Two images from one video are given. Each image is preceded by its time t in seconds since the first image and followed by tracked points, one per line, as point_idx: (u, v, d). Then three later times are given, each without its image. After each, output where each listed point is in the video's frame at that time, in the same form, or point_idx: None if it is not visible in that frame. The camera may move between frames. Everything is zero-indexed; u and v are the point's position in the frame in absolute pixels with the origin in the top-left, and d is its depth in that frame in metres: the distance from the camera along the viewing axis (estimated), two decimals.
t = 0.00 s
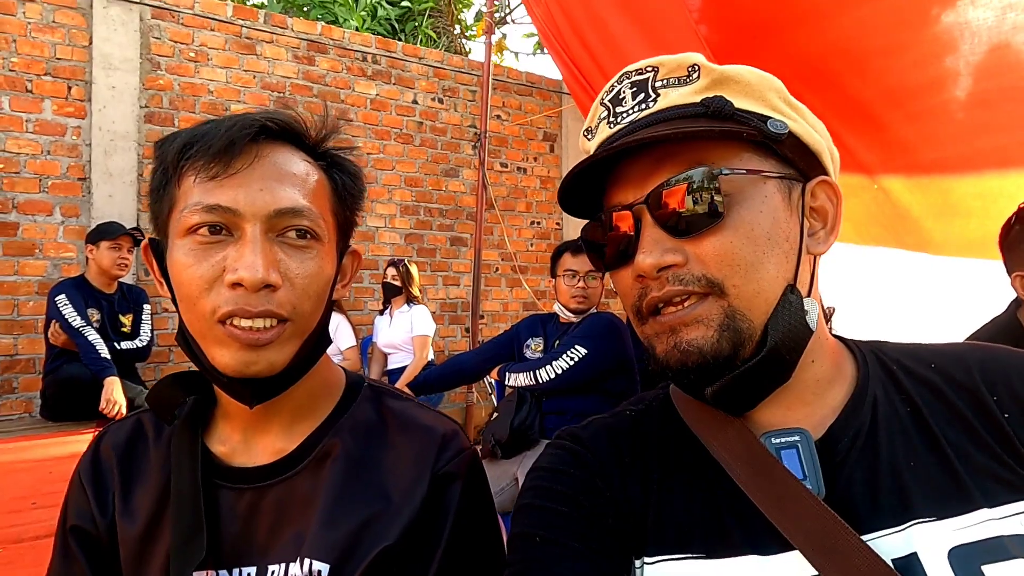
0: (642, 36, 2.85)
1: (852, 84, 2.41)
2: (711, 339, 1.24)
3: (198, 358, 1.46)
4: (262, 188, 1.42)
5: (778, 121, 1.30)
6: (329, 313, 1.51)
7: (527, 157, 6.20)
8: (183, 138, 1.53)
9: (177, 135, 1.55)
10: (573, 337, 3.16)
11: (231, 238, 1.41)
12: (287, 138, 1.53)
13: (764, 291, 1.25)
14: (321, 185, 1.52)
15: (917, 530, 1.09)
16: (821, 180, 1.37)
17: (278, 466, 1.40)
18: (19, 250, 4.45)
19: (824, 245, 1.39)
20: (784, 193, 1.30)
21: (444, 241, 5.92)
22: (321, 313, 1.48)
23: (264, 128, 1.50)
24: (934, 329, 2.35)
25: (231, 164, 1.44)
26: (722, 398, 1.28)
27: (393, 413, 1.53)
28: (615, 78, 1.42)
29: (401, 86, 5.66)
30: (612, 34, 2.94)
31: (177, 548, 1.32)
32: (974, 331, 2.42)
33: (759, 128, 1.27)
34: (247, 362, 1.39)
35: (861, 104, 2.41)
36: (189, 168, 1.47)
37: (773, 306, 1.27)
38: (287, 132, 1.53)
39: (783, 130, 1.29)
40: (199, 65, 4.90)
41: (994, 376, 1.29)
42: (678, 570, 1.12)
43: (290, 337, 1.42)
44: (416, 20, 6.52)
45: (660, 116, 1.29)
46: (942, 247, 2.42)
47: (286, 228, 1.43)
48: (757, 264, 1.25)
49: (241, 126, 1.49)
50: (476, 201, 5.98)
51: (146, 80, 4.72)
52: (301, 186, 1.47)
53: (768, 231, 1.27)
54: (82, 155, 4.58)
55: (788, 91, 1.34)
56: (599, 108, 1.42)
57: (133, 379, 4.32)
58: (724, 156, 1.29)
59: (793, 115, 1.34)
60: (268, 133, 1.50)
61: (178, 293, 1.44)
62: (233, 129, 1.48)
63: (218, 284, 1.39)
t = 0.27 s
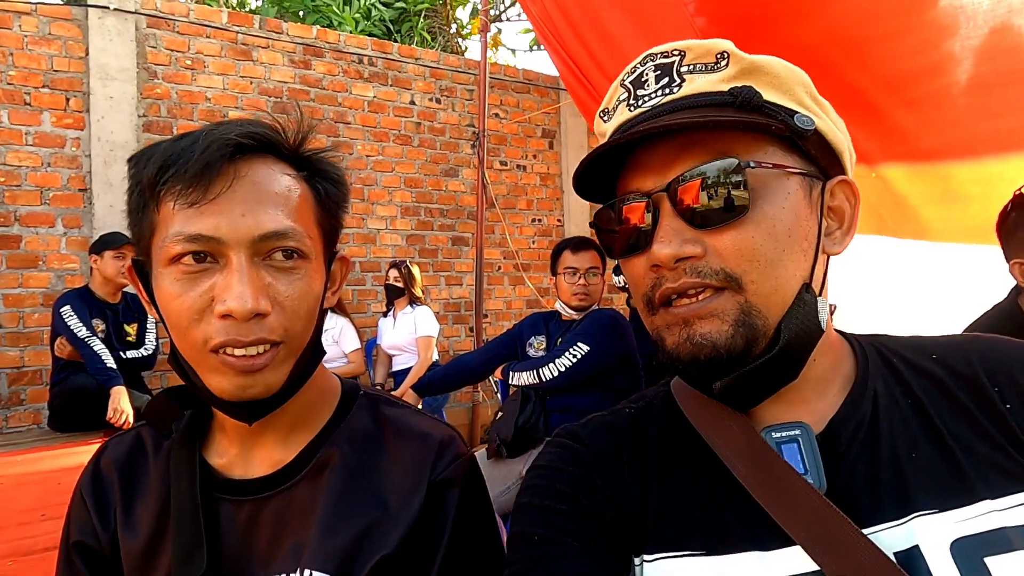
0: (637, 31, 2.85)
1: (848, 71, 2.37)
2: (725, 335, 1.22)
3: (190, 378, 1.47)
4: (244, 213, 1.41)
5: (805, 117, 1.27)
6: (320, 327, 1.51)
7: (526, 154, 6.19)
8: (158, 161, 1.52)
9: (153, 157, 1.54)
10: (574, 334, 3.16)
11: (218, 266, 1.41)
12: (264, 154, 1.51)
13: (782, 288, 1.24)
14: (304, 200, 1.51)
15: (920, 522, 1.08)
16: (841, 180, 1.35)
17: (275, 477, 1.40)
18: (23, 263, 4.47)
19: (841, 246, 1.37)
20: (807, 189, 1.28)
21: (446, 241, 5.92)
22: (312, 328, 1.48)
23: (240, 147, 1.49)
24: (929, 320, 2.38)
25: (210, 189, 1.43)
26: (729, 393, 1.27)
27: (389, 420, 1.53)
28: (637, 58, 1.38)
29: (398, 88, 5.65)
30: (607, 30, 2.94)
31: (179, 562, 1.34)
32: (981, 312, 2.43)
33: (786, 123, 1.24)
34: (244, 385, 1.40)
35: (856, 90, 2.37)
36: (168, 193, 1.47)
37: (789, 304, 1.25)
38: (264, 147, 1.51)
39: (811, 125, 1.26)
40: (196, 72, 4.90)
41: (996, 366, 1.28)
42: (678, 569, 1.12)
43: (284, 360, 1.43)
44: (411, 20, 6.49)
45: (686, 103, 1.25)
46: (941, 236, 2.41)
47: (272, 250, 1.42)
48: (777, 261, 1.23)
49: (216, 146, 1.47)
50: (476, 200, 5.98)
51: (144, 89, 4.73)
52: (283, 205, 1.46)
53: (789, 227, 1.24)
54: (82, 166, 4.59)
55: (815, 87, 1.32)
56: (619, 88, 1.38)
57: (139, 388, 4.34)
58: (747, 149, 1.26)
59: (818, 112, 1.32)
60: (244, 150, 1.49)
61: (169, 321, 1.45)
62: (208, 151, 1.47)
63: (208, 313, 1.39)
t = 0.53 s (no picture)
0: (637, 35, 2.86)
1: (846, 72, 2.38)
2: (737, 334, 1.21)
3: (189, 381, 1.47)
4: (242, 210, 1.42)
5: (819, 120, 1.27)
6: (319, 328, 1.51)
7: (525, 157, 6.20)
8: (159, 163, 1.53)
9: (154, 159, 1.55)
10: (575, 337, 3.16)
11: (216, 262, 1.41)
12: (264, 155, 1.52)
13: (794, 290, 1.24)
14: (303, 201, 1.52)
15: (921, 518, 1.08)
16: (851, 184, 1.35)
17: (275, 481, 1.40)
18: (22, 268, 4.47)
19: (850, 250, 1.37)
20: (819, 193, 1.28)
21: (445, 244, 5.92)
22: (311, 329, 1.48)
23: (240, 147, 1.49)
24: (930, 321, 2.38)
25: (209, 188, 1.44)
26: (738, 394, 1.28)
27: (390, 424, 1.54)
28: (650, 56, 1.37)
29: (397, 92, 5.66)
30: (607, 34, 2.95)
31: (179, 566, 1.34)
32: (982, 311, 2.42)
33: (802, 126, 1.24)
34: (240, 383, 1.40)
35: (855, 91, 2.38)
36: (168, 193, 1.47)
37: (800, 307, 1.26)
38: (264, 148, 1.52)
39: (825, 129, 1.26)
40: (195, 77, 4.91)
41: (998, 362, 1.28)
42: (677, 569, 1.12)
43: (281, 357, 1.43)
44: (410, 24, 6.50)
45: (702, 102, 1.25)
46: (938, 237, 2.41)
47: (270, 247, 1.43)
48: (791, 264, 1.23)
49: (216, 146, 1.48)
50: (475, 203, 5.98)
51: (143, 94, 4.74)
52: (283, 204, 1.46)
53: (802, 229, 1.24)
54: (81, 171, 4.59)
55: (828, 91, 1.32)
56: (630, 86, 1.38)
57: (139, 393, 4.33)
58: (762, 151, 1.26)
59: (830, 116, 1.32)
60: (244, 151, 1.50)
61: (167, 319, 1.45)
62: (208, 151, 1.48)
63: (205, 309, 1.39)
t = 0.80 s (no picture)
0: (637, 33, 2.85)
1: (845, 72, 2.39)
2: (743, 335, 1.22)
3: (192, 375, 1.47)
4: (247, 204, 1.42)
5: (829, 123, 1.27)
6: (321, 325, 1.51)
7: (524, 155, 6.19)
8: (168, 158, 1.53)
9: (163, 154, 1.55)
10: (573, 336, 3.16)
11: (219, 255, 1.41)
12: (272, 152, 1.52)
13: (801, 294, 1.24)
14: (309, 198, 1.51)
15: (924, 521, 1.08)
16: (858, 188, 1.36)
17: (277, 480, 1.40)
18: (18, 263, 4.45)
19: (856, 254, 1.37)
20: (827, 195, 1.28)
21: (443, 241, 5.91)
22: (313, 327, 1.48)
23: (247, 143, 1.49)
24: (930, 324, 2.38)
25: (215, 182, 1.44)
26: (744, 398, 1.30)
27: (392, 423, 1.53)
28: (659, 55, 1.37)
29: (395, 88, 5.65)
30: (608, 35, 2.93)
31: (180, 564, 1.33)
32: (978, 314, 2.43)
33: (811, 128, 1.24)
34: (240, 376, 1.40)
35: (856, 91, 2.40)
36: (176, 187, 1.47)
37: (806, 310, 1.26)
38: (272, 145, 1.52)
39: (833, 132, 1.26)
40: (193, 72, 4.88)
41: (999, 365, 1.28)
42: (678, 569, 1.12)
43: (281, 351, 1.42)
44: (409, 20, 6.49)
45: (711, 102, 1.25)
46: (937, 237, 2.44)
47: (272, 241, 1.42)
48: (800, 267, 1.23)
49: (225, 141, 1.48)
50: (473, 201, 5.97)
51: (140, 88, 4.72)
52: (288, 200, 1.46)
53: (810, 233, 1.24)
54: (78, 166, 4.57)
55: (837, 94, 1.32)
56: (638, 84, 1.38)
57: (136, 389, 4.32)
58: (771, 153, 1.26)
59: (839, 118, 1.32)
60: (252, 148, 1.50)
61: (169, 311, 1.45)
62: (215, 146, 1.47)
63: (206, 301, 1.39)
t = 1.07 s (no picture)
0: (641, 30, 2.84)
1: (847, 69, 2.39)
2: (742, 338, 1.21)
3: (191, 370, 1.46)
4: (244, 197, 1.41)
5: (841, 124, 1.26)
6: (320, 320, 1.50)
7: (523, 149, 6.18)
8: (168, 151, 1.52)
9: (163, 147, 1.55)
10: (571, 331, 3.16)
11: (216, 247, 1.41)
12: (273, 145, 1.51)
13: (802, 298, 1.23)
14: (309, 192, 1.50)
15: (924, 523, 1.08)
16: (866, 191, 1.35)
17: (276, 476, 1.40)
18: (15, 254, 4.44)
19: (860, 258, 1.37)
20: (834, 198, 1.27)
21: (442, 235, 5.90)
22: (311, 323, 1.47)
23: (247, 136, 1.48)
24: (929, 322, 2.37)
25: (213, 175, 1.43)
26: (741, 397, 1.29)
27: (391, 420, 1.53)
28: (670, 48, 1.36)
29: (395, 81, 5.62)
30: (612, 31, 2.91)
31: (179, 561, 1.33)
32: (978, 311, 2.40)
33: (822, 129, 1.23)
34: (236, 369, 1.39)
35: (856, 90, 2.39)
36: (175, 179, 1.47)
37: (808, 312, 1.25)
38: (273, 139, 1.51)
39: (845, 134, 1.25)
40: (191, 63, 4.86)
41: (1000, 367, 1.28)
42: (677, 570, 1.12)
43: (276, 345, 1.42)
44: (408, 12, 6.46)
45: (722, 98, 1.24)
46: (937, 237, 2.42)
47: (270, 234, 1.42)
48: (800, 270, 1.22)
49: (224, 134, 1.48)
50: (473, 195, 5.96)
51: (139, 79, 4.69)
52: (287, 194, 1.45)
53: (815, 236, 1.24)
54: (76, 157, 4.55)
55: (850, 94, 1.31)
56: (648, 76, 1.37)
57: (134, 381, 4.32)
58: (780, 154, 1.25)
59: (852, 119, 1.31)
60: (252, 141, 1.49)
61: (166, 303, 1.45)
62: (215, 138, 1.47)
63: (201, 292, 1.39)
